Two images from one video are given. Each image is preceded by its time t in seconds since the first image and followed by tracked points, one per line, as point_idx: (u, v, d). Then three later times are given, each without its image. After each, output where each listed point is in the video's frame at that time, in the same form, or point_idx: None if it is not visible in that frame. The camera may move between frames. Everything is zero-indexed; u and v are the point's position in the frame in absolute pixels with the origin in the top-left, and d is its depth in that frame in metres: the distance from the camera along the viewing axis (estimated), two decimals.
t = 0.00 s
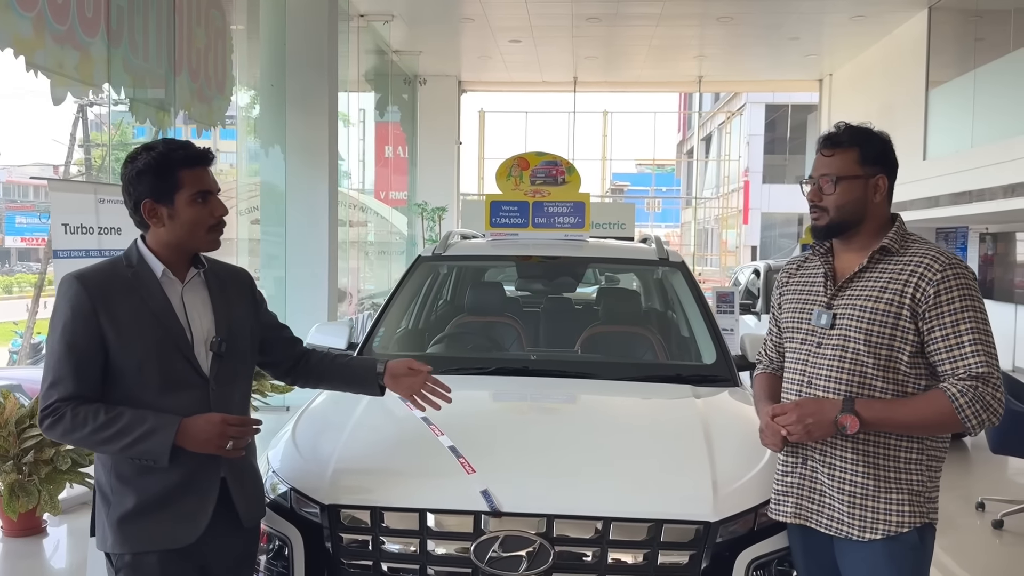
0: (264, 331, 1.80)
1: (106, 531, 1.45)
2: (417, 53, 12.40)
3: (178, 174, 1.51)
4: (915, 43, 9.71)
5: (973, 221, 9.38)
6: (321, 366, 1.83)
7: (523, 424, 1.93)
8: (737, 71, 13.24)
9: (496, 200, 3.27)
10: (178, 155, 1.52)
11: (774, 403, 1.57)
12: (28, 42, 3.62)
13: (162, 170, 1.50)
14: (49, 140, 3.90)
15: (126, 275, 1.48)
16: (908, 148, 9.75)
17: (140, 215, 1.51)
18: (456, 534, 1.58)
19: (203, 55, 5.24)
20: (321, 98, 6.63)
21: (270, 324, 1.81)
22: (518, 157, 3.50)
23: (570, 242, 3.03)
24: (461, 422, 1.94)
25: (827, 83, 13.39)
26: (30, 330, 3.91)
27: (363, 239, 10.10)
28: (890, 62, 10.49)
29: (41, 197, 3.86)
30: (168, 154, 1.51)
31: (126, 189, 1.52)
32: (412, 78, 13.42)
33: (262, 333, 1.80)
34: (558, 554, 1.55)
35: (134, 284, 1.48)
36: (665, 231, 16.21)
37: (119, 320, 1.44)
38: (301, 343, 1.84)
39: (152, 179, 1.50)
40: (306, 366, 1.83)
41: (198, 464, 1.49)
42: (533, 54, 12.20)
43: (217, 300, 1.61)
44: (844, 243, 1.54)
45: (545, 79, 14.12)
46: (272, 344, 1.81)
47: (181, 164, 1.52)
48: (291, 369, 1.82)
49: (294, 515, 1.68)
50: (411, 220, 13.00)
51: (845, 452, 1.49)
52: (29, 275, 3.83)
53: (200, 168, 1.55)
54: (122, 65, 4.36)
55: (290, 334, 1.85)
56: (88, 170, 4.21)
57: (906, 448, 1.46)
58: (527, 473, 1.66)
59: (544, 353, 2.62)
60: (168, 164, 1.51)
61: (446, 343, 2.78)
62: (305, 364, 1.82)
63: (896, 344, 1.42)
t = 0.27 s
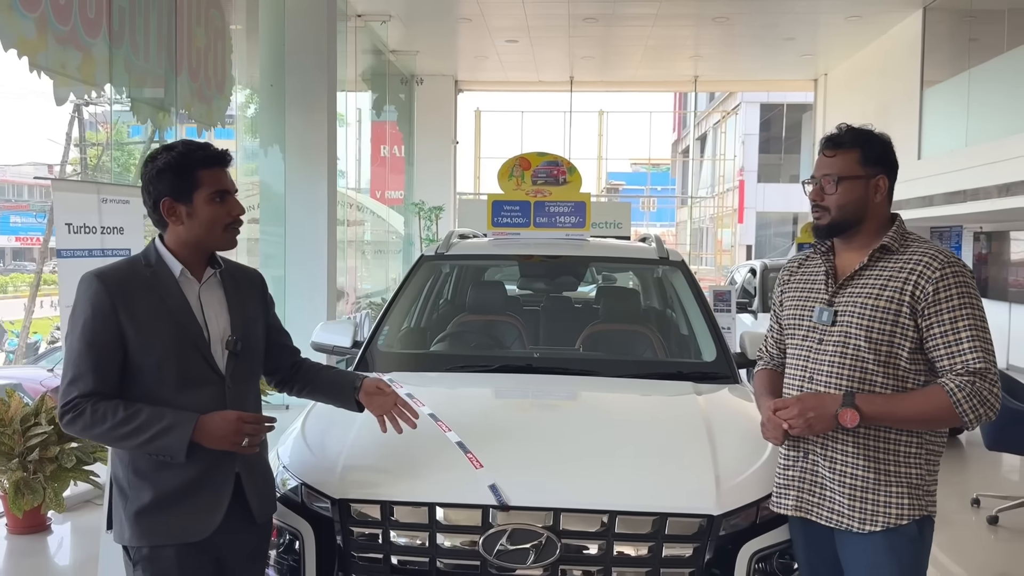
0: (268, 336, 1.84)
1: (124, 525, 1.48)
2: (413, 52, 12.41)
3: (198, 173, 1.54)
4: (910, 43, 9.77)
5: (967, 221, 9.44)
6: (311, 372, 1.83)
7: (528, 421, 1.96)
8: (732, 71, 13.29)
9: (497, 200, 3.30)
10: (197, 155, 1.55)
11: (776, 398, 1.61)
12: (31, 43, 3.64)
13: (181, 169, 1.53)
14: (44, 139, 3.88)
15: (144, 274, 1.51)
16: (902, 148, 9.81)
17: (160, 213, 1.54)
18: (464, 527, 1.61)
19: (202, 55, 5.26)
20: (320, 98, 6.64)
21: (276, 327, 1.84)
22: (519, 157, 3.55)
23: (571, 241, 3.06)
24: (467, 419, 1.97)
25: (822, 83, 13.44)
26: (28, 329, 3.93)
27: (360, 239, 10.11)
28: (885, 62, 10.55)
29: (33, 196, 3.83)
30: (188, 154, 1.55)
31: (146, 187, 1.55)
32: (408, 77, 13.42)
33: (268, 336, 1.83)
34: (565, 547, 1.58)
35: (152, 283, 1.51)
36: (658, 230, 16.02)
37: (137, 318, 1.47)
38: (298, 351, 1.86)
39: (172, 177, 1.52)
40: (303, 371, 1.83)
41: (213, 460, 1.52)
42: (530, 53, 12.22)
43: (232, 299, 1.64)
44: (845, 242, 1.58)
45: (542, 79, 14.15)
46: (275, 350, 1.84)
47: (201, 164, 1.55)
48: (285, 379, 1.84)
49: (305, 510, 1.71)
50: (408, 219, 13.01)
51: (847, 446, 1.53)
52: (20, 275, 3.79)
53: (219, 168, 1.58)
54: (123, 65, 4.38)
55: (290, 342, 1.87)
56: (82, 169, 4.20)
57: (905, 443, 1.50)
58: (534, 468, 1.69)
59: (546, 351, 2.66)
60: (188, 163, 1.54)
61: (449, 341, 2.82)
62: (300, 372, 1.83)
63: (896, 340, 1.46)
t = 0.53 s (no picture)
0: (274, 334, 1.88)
1: (135, 517, 1.51)
2: (412, 52, 12.42)
3: (212, 169, 1.58)
4: (906, 42, 9.82)
5: (963, 220, 9.49)
6: (315, 372, 1.86)
7: (528, 416, 2.00)
8: (730, 70, 13.33)
9: (497, 199, 3.33)
10: (211, 153, 1.59)
11: (772, 391, 1.65)
12: (35, 43, 3.68)
13: (194, 165, 1.56)
14: (43, 139, 3.89)
15: (156, 270, 1.54)
16: (898, 148, 9.86)
17: (172, 207, 1.57)
18: (467, 520, 1.64)
19: (202, 55, 5.28)
20: (319, 98, 6.67)
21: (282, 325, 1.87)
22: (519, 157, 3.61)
23: (571, 240, 3.09)
24: (470, 415, 2.01)
25: (819, 82, 13.47)
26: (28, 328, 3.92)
27: (358, 239, 10.14)
28: (881, 61, 10.59)
29: (31, 196, 3.80)
30: (201, 151, 1.58)
31: (159, 182, 1.58)
32: (407, 77, 13.44)
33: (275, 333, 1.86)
34: (565, 539, 1.62)
35: (164, 279, 1.54)
36: (657, 229, 16.17)
37: (149, 314, 1.50)
38: (303, 349, 1.89)
39: (185, 173, 1.56)
40: (309, 369, 1.86)
41: (222, 455, 1.55)
42: (528, 53, 12.25)
43: (241, 296, 1.68)
44: (840, 239, 1.61)
45: (540, 78, 14.17)
46: (281, 348, 1.87)
47: (214, 161, 1.59)
48: (289, 376, 1.88)
49: (310, 503, 1.74)
50: (407, 219, 13.06)
51: (841, 438, 1.57)
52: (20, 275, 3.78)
53: (230, 165, 1.62)
54: (125, 65, 4.41)
55: (295, 340, 1.90)
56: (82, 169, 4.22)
57: (898, 435, 1.54)
58: (534, 462, 1.73)
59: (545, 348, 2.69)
60: (201, 159, 1.57)
61: (449, 338, 2.85)
62: (305, 370, 1.86)
63: (888, 335, 1.49)
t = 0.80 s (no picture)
0: (279, 329, 1.90)
1: (142, 509, 1.54)
2: (412, 51, 12.44)
3: (216, 169, 1.61)
4: (906, 41, 9.84)
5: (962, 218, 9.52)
6: (318, 367, 1.89)
7: (529, 411, 2.03)
8: (730, 69, 13.34)
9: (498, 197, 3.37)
10: (214, 152, 1.62)
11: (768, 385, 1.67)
12: (38, 43, 3.72)
13: (199, 164, 1.59)
14: (43, 138, 3.92)
15: (163, 267, 1.57)
16: (898, 146, 9.87)
17: (177, 206, 1.60)
18: (469, 512, 1.66)
19: (204, 54, 5.31)
20: (321, 97, 6.70)
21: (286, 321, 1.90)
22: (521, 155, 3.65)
23: (571, 238, 3.12)
24: (472, 410, 2.03)
25: (820, 81, 13.48)
26: (29, 328, 3.94)
27: (360, 238, 10.16)
28: (881, 60, 10.61)
29: (32, 196, 3.86)
30: (206, 150, 1.61)
31: (164, 181, 1.61)
32: (408, 76, 13.46)
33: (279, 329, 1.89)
34: (565, 531, 1.64)
35: (171, 276, 1.56)
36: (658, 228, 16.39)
37: (156, 309, 1.53)
38: (307, 345, 1.92)
39: (190, 172, 1.58)
40: (313, 364, 1.89)
41: (227, 448, 1.58)
42: (528, 52, 12.27)
43: (246, 292, 1.71)
44: (834, 235, 1.64)
45: (541, 78, 14.18)
46: (285, 344, 1.90)
47: (219, 160, 1.62)
48: (293, 371, 1.90)
49: (313, 497, 1.77)
50: (408, 218, 13.08)
51: (836, 431, 1.60)
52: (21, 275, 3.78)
53: (233, 164, 1.65)
54: (128, 65, 4.44)
55: (299, 336, 1.93)
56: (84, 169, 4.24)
57: (892, 428, 1.57)
58: (535, 456, 1.75)
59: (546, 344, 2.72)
60: (206, 158, 1.60)
61: (450, 336, 2.88)
62: (308, 366, 1.89)
63: (883, 329, 1.52)
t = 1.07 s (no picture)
0: (280, 325, 1.92)
1: (146, 500, 1.57)
2: (415, 50, 12.46)
3: (211, 167, 1.63)
4: (907, 38, 9.84)
5: (964, 215, 9.52)
6: (319, 362, 1.91)
7: (527, 407, 2.05)
8: (733, 67, 13.35)
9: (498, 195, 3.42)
10: (208, 150, 1.64)
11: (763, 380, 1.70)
12: (42, 43, 3.75)
13: (194, 163, 1.62)
14: (48, 138, 3.94)
15: (166, 263, 1.59)
16: (901, 144, 9.87)
17: (175, 205, 1.63)
18: (468, 505, 1.69)
19: (207, 54, 5.34)
20: (323, 96, 6.73)
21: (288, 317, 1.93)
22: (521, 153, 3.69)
23: (570, 236, 3.14)
24: (471, 406, 2.05)
25: (822, 79, 13.47)
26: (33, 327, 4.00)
27: (363, 236, 10.20)
28: (883, 58, 10.61)
29: (36, 195, 3.88)
30: (199, 149, 1.63)
31: (162, 182, 1.64)
32: (410, 75, 13.49)
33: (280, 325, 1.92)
34: (562, 524, 1.66)
35: (174, 272, 1.59)
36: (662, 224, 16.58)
37: (159, 304, 1.55)
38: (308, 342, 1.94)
39: (185, 171, 1.61)
40: (314, 361, 1.91)
41: (229, 441, 1.60)
42: (530, 51, 12.28)
43: (248, 289, 1.73)
44: (828, 231, 1.66)
45: (543, 76, 14.19)
46: (286, 340, 1.92)
47: (213, 158, 1.64)
48: (294, 367, 1.93)
49: (314, 490, 1.79)
50: (410, 216, 13.12)
51: (829, 424, 1.62)
52: (25, 274, 3.81)
53: (230, 161, 1.67)
54: (131, 65, 4.47)
55: (300, 332, 1.95)
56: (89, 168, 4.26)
57: (884, 421, 1.59)
58: (533, 450, 1.77)
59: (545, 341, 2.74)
60: (200, 157, 1.63)
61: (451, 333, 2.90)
62: (309, 362, 1.92)
63: (875, 324, 1.54)
